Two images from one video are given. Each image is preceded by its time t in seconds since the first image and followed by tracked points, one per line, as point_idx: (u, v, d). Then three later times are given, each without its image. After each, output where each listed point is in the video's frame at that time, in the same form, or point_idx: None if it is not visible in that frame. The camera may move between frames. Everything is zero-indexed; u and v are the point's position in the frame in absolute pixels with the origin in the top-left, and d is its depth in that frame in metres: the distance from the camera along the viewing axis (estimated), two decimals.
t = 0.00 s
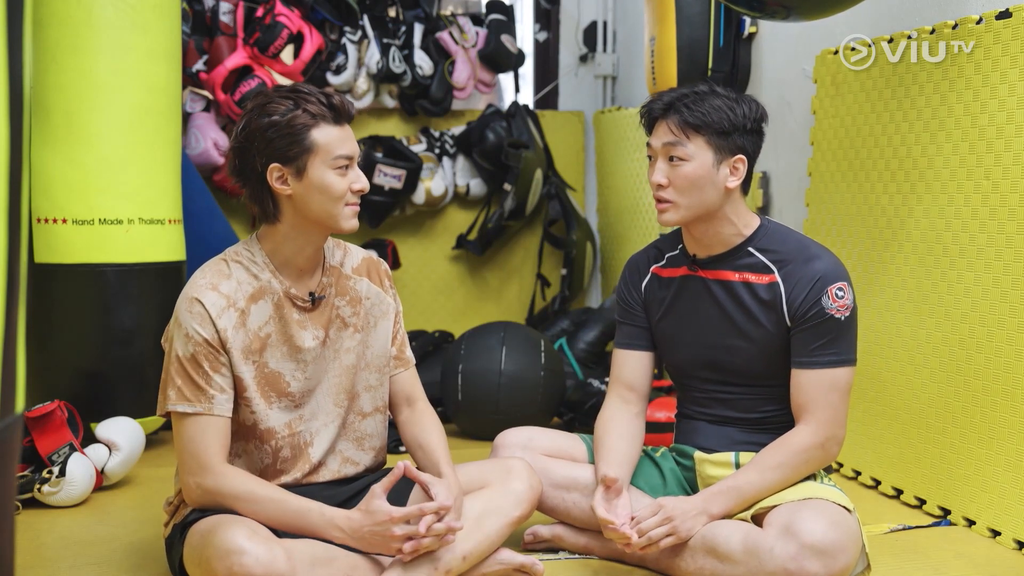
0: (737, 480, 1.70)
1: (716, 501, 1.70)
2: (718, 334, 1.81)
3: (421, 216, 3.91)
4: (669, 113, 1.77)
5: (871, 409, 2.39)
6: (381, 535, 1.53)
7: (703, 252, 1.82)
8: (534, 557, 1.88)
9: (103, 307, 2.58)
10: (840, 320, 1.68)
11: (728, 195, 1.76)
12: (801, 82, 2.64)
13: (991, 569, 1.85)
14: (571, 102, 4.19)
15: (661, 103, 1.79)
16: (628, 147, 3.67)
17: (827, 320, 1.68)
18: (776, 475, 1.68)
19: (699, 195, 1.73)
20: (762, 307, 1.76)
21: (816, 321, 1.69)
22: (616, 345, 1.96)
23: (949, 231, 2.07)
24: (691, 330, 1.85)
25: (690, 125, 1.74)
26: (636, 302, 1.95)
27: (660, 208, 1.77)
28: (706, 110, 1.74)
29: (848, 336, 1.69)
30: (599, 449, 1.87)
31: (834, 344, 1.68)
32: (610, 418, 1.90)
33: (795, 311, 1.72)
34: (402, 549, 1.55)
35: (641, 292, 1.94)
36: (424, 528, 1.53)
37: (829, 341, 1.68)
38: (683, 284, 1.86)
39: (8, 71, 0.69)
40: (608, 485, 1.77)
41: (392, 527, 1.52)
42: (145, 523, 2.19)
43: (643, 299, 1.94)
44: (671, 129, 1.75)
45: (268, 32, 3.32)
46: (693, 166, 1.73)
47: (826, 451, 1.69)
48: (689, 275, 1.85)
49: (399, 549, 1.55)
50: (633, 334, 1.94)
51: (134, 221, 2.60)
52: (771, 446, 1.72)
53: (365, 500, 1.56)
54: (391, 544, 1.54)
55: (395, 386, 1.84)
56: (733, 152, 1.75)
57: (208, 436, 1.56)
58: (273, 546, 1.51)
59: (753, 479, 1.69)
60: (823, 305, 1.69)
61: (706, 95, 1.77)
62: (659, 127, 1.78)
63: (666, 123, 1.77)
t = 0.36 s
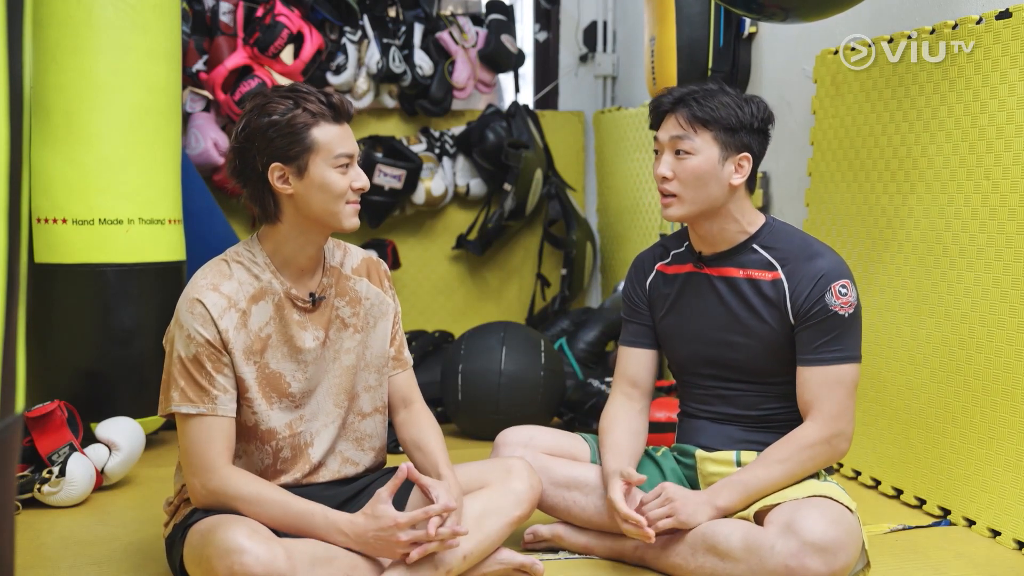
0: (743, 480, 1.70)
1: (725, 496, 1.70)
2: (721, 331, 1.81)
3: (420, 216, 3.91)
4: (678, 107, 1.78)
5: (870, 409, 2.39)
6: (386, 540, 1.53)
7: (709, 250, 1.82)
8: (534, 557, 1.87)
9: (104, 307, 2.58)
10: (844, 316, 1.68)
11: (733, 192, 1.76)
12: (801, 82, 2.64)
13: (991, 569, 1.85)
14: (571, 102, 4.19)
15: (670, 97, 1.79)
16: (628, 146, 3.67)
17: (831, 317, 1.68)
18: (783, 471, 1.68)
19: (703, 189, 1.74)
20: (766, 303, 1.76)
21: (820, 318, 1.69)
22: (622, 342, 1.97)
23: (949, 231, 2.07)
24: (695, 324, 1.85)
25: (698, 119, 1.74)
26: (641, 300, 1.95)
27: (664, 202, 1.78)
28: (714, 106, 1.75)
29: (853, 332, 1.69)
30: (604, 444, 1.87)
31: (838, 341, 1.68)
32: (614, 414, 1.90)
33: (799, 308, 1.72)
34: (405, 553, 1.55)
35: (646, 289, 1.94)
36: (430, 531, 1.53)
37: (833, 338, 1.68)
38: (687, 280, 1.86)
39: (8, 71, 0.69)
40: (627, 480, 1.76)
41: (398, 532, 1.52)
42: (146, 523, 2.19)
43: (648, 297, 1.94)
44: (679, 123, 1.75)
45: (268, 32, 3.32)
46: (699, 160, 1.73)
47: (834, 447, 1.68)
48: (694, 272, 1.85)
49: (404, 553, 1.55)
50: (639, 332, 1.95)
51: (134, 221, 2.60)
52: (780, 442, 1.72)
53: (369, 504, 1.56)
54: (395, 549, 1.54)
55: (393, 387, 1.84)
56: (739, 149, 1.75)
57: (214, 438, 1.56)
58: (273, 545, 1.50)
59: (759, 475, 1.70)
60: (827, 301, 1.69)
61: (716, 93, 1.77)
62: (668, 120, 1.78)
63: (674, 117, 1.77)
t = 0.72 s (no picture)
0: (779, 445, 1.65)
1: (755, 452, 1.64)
2: (718, 331, 1.81)
3: (421, 216, 3.91)
4: (674, 115, 1.77)
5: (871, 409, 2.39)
6: (388, 548, 1.53)
7: (707, 248, 1.83)
8: (535, 557, 1.87)
9: (104, 307, 2.59)
10: (856, 314, 1.68)
11: (735, 191, 1.77)
12: (801, 82, 2.64)
13: (991, 569, 1.85)
14: (571, 102, 4.19)
15: (664, 105, 1.78)
16: (628, 146, 3.68)
17: (845, 315, 1.68)
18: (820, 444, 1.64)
19: (709, 194, 1.74)
20: (766, 303, 1.76)
21: (832, 318, 1.68)
22: (616, 342, 1.98)
23: (949, 231, 2.07)
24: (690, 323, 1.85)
25: (696, 126, 1.73)
26: (635, 302, 1.96)
27: (670, 209, 1.77)
28: (710, 110, 1.74)
29: (864, 330, 1.69)
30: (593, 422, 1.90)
31: (852, 339, 1.68)
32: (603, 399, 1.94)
33: (807, 312, 1.71)
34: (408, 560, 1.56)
35: (641, 289, 1.95)
36: (433, 545, 1.54)
37: (846, 337, 1.68)
38: (686, 278, 1.87)
39: (8, 71, 0.70)
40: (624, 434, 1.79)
41: (401, 542, 1.53)
42: (146, 523, 2.19)
43: (642, 297, 1.95)
44: (677, 131, 1.74)
45: (268, 32, 3.32)
46: (702, 167, 1.73)
47: (865, 437, 1.65)
48: (692, 271, 1.86)
49: (405, 561, 1.56)
50: (632, 334, 1.97)
51: (134, 221, 2.60)
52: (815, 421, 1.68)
53: (372, 511, 1.56)
54: (397, 557, 1.54)
55: (393, 389, 1.83)
56: (739, 149, 1.75)
57: (218, 440, 1.56)
58: (273, 545, 1.50)
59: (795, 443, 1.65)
60: (838, 300, 1.68)
61: (709, 94, 1.76)
62: (664, 129, 1.77)
63: (671, 126, 1.76)
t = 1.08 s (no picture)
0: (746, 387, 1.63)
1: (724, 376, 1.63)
2: (714, 332, 1.81)
3: (421, 216, 3.91)
4: (669, 107, 1.78)
5: (871, 409, 2.39)
6: (389, 549, 1.53)
7: (700, 251, 1.83)
8: (535, 557, 1.87)
9: (104, 307, 2.59)
10: (842, 312, 1.67)
11: (728, 189, 1.77)
12: (801, 82, 2.64)
13: (991, 569, 1.85)
14: (571, 102, 4.19)
15: (659, 98, 1.80)
16: (627, 146, 3.68)
17: (831, 313, 1.67)
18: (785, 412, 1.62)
19: (699, 188, 1.73)
20: (759, 304, 1.76)
21: (818, 314, 1.68)
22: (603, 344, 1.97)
23: (949, 231, 2.07)
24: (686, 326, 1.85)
25: (689, 117, 1.75)
26: (628, 305, 1.96)
27: (661, 204, 1.77)
28: (705, 103, 1.76)
29: (850, 330, 1.68)
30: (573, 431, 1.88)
31: (839, 337, 1.67)
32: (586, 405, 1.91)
33: (796, 306, 1.71)
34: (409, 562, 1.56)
35: (634, 293, 1.95)
36: (434, 546, 1.54)
37: (833, 334, 1.67)
38: (680, 282, 1.86)
39: (8, 71, 0.70)
40: (599, 437, 1.81)
41: (401, 544, 1.53)
42: (145, 523, 2.19)
43: (635, 302, 1.95)
44: (671, 122, 1.75)
45: (268, 32, 3.32)
46: (693, 159, 1.73)
47: (832, 440, 1.63)
48: (686, 274, 1.85)
49: (406, 562, 1.56)
50: (621, 336, 1.95)
51: (134, 221, 2.60)
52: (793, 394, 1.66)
53: (372, 512, 1.56)
54: (399, 558, 1.54)
55: (393, 392, 1.83)
56: (732, 146, 1.76)
57: (220, 441, 1.56)
58: (273, 545, 1.50)
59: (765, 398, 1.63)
60: (825, 298, 1.68)
61: (705, 90, 1.78)
62: (659, 121, 1.78)
63: (666, 117, 1.77)
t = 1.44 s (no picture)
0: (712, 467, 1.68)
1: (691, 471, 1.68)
2: (702, 339, 1.81)
3: (420, 216, 3.91)
4: (642, 124, 1.76)
5: (870, 409, 2.39)
6: (388, 549, 1.53)
7: (685, 258, 1.82)
8: (534, 557, 1.87)
9: (104, 307, 2.59)
10: (822, 322, 1.68)
11: (709, 199, 1.77)
12: (801, 82, 2.64)
13: (991, 569, 1.85)
14: (571, 102, 4.19)
15: (632, 115, 1.78)
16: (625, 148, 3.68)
17: (809, 323, 1.68)
18: (756, 465, 1.67)
19: (681, 203, 1.73)
20: (745, 312, 1.76)
21: (797, 324, 1.69)
22: (596, 351, 1.98)
23: (949, 231, 2.07)
24: (675, 333, 1.85)
25: (663, 134, 1.73)
26: (619, 311, 1.95)
27: (645, 221, 1.76)
28: (678, 119, 1.74)
29: (831, 338, 1.68)
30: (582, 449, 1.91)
31: (817, 346, 1.67)
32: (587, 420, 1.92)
33: (776, 315, 1.71)
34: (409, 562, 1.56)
35: (625, 297, 1.94)
36: (434, 546, 1.53)
37: (811, 344, 1.68)
38: (668, 289, 1.86)
39: (8, 70, 0.70)
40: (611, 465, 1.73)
41: (401, 544, 1.53)
42: (145, 523, 2.19)
43: (626, 306, 1.94)
44: (645, 140, 1.73)
45: (268, 32, 3.32)
46: (672, 176, 1.72)
47: (809, 453, 1.66)
48: (672, 280, 1.85)
49: (406, 562, 1.56)
50: (615, 342, 1.96)
51: (134, 221, 2.60)
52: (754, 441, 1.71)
53: (372, 512, 1.56)
54: (399, 558, 1.54)
55: (393, 392, 1.83)
56: (711, 156, 1.76)
57: (219, 440, 1.56)
58: (273, 545, 1.50)
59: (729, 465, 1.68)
60: (804, 308, 1.69)
61: (677, 103, 1.77)
62: (633, 140, 1.77)
63: (640, 135, 1.76)
